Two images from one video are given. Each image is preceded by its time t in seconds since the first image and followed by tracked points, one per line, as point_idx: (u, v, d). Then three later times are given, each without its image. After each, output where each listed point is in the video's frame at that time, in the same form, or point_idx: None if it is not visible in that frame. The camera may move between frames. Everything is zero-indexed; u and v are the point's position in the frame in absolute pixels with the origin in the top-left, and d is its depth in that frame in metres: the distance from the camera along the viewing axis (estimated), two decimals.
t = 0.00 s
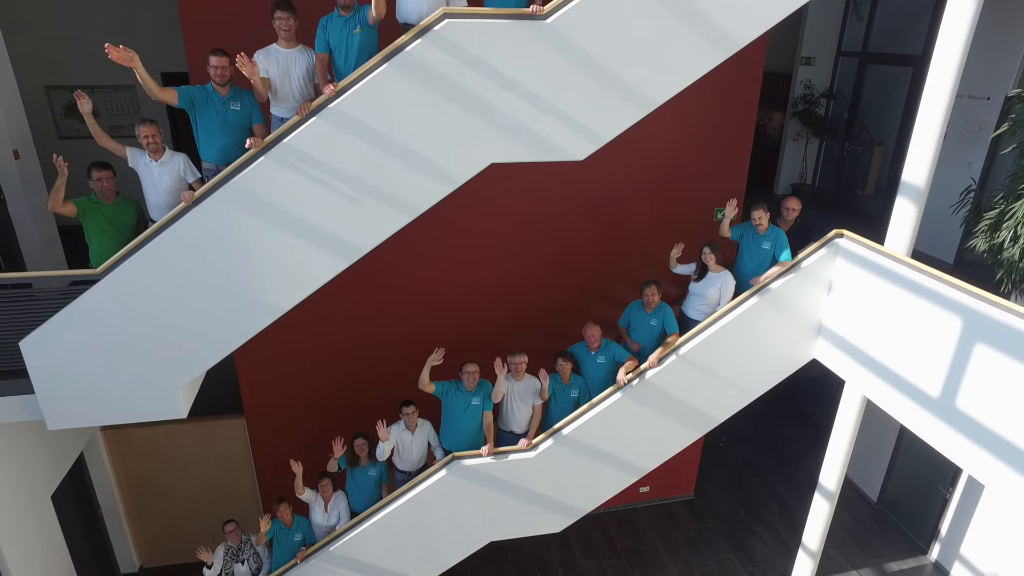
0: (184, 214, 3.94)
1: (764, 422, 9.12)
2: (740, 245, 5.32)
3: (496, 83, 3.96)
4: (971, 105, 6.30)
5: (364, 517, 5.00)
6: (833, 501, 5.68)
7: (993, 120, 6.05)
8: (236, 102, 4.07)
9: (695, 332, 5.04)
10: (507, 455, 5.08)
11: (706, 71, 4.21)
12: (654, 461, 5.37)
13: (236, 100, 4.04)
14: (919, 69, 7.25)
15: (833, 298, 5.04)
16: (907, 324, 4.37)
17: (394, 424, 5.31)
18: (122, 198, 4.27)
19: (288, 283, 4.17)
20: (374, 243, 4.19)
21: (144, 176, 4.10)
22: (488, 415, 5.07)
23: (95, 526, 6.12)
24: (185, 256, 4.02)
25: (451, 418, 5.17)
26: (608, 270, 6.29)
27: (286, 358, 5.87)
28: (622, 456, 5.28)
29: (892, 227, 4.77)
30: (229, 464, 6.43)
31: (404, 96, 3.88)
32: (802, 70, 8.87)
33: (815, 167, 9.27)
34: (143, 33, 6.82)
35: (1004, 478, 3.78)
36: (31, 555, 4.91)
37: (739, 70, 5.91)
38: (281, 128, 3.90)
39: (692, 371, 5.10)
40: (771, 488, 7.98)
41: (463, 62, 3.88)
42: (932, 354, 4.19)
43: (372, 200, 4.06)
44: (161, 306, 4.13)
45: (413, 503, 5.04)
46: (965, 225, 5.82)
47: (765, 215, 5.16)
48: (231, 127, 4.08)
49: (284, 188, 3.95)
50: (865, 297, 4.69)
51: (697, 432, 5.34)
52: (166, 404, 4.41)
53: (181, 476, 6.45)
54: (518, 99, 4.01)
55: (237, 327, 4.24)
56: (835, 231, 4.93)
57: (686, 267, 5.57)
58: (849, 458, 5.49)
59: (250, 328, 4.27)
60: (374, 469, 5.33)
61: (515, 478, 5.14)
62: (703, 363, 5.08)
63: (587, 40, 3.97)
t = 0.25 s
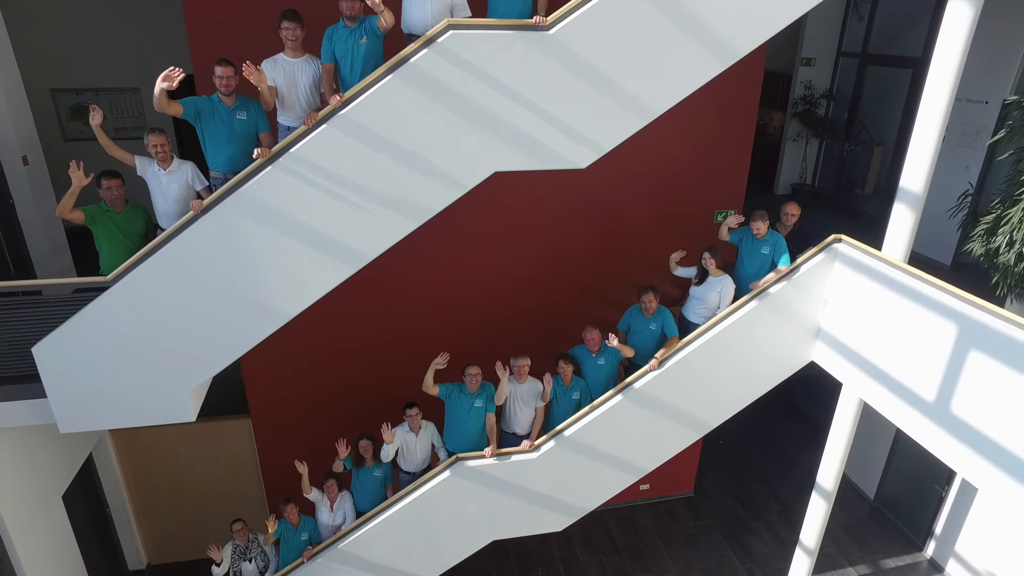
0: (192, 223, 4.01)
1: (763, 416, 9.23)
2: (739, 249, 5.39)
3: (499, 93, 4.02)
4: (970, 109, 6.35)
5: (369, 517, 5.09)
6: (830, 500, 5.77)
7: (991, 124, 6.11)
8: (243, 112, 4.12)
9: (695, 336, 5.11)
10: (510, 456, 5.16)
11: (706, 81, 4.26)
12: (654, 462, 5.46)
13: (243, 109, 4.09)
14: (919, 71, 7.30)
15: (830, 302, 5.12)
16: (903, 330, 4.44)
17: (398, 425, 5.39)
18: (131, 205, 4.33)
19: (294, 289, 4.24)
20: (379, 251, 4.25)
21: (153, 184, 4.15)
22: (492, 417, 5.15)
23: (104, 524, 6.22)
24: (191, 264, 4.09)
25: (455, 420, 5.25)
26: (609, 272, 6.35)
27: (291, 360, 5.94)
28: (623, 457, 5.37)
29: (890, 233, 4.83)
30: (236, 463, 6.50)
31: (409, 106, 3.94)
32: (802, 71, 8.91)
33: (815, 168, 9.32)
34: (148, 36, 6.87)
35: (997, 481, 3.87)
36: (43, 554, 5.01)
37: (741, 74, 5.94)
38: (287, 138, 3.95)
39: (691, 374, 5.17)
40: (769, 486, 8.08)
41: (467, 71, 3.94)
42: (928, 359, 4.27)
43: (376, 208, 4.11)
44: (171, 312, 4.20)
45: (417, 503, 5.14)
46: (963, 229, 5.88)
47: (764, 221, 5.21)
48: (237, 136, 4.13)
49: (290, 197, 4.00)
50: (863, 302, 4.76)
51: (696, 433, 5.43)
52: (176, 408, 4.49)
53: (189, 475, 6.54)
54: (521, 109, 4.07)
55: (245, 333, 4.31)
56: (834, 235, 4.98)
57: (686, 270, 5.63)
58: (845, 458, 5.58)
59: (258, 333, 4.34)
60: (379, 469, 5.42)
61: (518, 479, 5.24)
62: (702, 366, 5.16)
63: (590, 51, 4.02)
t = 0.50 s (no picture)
0: (200, 234, 4.08)
1: (763, 414, 9.32)
2: (738, 256, 5.47)
3: (502, 106, 4.08)
4: (967, 116, 6.43)
5: (373, 519, 5.18)
6: (826, 501, 5.87)
7: (987, 130, 6.19)
8: (249, 123, 4.18)
9: (694, 341, 5.19)
10: (512, 459, 5.25)
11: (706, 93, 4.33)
12: (653, 464, 5.55)
13: (249, 121, 4.15)
14: (917, 76, 7.36)
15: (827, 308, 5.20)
16: (899, 336, 4.52)
17: (402, 429, 5.47)
18: (140, 216, 4.41)
19: (300, 298, 4.31)
20: (383, 259, 4.32)
21: (161, 194, 4.21)
22: (494, 421, 5.23)
23: (112, 524, 6.32)
24: (199, 274, 4.16)
25: (458, 423, 5.34)
26: (609, 276, 6.42)
27: (296, 364, 6.01)
28: (623, 459, 5.47)
29: (886, 241, 4.90)
30: (241, 465, 6.54)
31: (413, 119, 4.00)
32: (801, 74, 8.96)
33: (814, 170, 9.39)
34: (152, 41, 6.91)
35: (989, 486, 3.96)
36: (54, 555, 5.10)
37: (741, 82, 5.99)
38: (293, 150, 4.02)
39: (690, 378, 5.26)
40: (767, 486, 8.18)
41: (471, 84, 4.00)
42: (922, 365, 4.35)
43: (380, 218, 4.18)
44: (180, 320, 4.28)
45: (421, 505, 5.23)
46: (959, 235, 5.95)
47: (763, 228, 5.26)
48: (244, 147, 4.20)
49: (296, 207, 4.07)
50: (859, 308, 4.84)
51: (694, 436, 5.52)
52: (184, 414, 4.58)
53: (195, 476, 6.62)
54: (523, 121, 4.13)
55: (252, 340, 4.39)
56: (831, 243, 5.07)
57: (685, 276, 5.70)
58: (842, 460, 5.67)
59: (265, 341, 4.41)
60: (383, 472, 5.51)
61: (520, 481, 5.33)
62: (701, 371, 5.25)
63: (591, 64, 4.08)
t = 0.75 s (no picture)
0: (208, 246, 4.14)
1: (763, 415, 9.32)
2: (737, 264, 5.54)
3: (504, 120, 4.14)
4: (964, 124, 6.50)
5: (377, 524, 5.27)
6: (824, 505, 5.95)
7: (984, 138, 6.27)
8: (255, 137, 4.24)
9: (693, 348, 5.26)
10: (514, 465, 5.33)
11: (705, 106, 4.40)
12: (653, 469, 5.63)
13: (255, 135, 4.21)
14: (915, 83, 7.42)
15: (825, 315, 5.27)
16: (895, 345, 4.60)
17: (405, 435, 5.55)
18: (149, 228, 4.47)
19: (307, 308, 4.38)
20: (387, 270, 4.38)
21: (169, 207, 4.27)
22: (496, 427, 5.31)
23: (119, 527, 6.41)
24: (207, 285, 4.24)
25: (461, 429, 5.42)
26: (610, 283, 6.49)
27: (300, 371, 6.08)
28: (624, 464, 5.55)
29: (883, 250, 4.97)
30: (247, 469, 6.65)
31: (417, 133, 4.05)
32: (801, 79, 9.02)
33: (813, 175, 9.46)
34: (158, 49, 6.99)
35: (983, 494, 4.04)
36: (64, 559, 5.18)
37: (742, 93, 6.04)
38: (299, 164, 4.08)
39: (689, 385, 5.34)
40: (766, 487, 8.26)
41: (474, 99, 4.06)
42: (918, 374, 4.43)
43: (384, 230, 4.24)
44: (188, 331, 4.35)
45: (424, 510, 5.31)
46: (955, 243, 6.03)
47: (762, 237, 5.34)
48: (251, 160, 4.26)
49: (302, 220, 4.13)
50: (856, 316, 4.92)
51: (694, 442, 5.59)
52: (191, 422, 4.65)
53: (200, 480, 6.71)
54: (525, 135, 4.19)
55: (258, 349, 4.46)
56: (829, 252, 5.14)
57: (685, 284, 5.77)
58: (839, 464, 5.75)
59: (272, 350, 4.49)
60: (387, 477, 5.59)
61: (522, 486, 5.41)
62: (700, 377, 5.33)
63: (593, 79, 4.15)
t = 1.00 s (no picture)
0: (216, 258, 4.21)
1: (761, 422, 9.30)
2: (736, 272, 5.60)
3: (508, 134, 4.20)
4: (961, 132, 6.57)
5: (382, 529, 5.35)
6: (822, 509, 6.03)
7: (981, 147, 6.34)
8: (263, 150, 4.31)
9: (693, 356, 5.34)
10: (516, 471, 5.40)
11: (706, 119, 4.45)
12: (653, 475, 5.71)
13: (262, 149, 4.28)
14: (914, 90, 7.48)
15: (823, 323, 5.34)
16: (892, 354, 4.67)
17: (409, 441, 5.63)
18: (158, 239, 4.55)
19: (313, 319, 4.45)
20: (392, 282, 4.44)
21: (179, 219, 4.33)
22: (499, 434, 5.38)
23: (125, 530, 6.48)
24: (215, 296, 4.30)
25: (464, 436, 5.49)
26: (611, 290, 6.55)
27: (305, 379, 6.16)
28: (625, 470, 5.62)
29: (881, 260, 5.04)
30: (251, 473, 6.67)
31: (422, 148, 4.10)
32: (800, 85, 9.09)
33: (812, 180, 9.53)
34: (164, 57, 7.05)
35: (978, 502, 4.11)
36: (74, 564, 5.27)
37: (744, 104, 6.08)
38: (306, 178, 4.14)
39: (689, 393, 5.41)
40: (765, 490, 8.33)
41: (477, 113, 4.11)
42: (914, 383, 4.50)
43: (389, 242, 4.30)
44: (196, 341, 4.42)
45: (428, 515, 5.39)
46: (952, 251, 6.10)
47: (761, 246, 5.41)
48: (258, 173, 4.33)
49: (308, 233, 4.19)
50: (854, 325, 4.99)
51: (693, 447, 5.67)
52: (199, 430, 4.72)
53: (205, 483, 6.76)
54: (528, 148, 4.24)
55: (265, 359, 4.53)
56: (828, 261, 5.21)
57: (685, 292, 5.84)
58: (837, 469, 5.82)
59: (278, 360, 4.56)
60: (391, 483, 5.67)
61: (524, 492, 5.48)
62: (700, 384, 5.40)
63: (595, 93, 4.20)
